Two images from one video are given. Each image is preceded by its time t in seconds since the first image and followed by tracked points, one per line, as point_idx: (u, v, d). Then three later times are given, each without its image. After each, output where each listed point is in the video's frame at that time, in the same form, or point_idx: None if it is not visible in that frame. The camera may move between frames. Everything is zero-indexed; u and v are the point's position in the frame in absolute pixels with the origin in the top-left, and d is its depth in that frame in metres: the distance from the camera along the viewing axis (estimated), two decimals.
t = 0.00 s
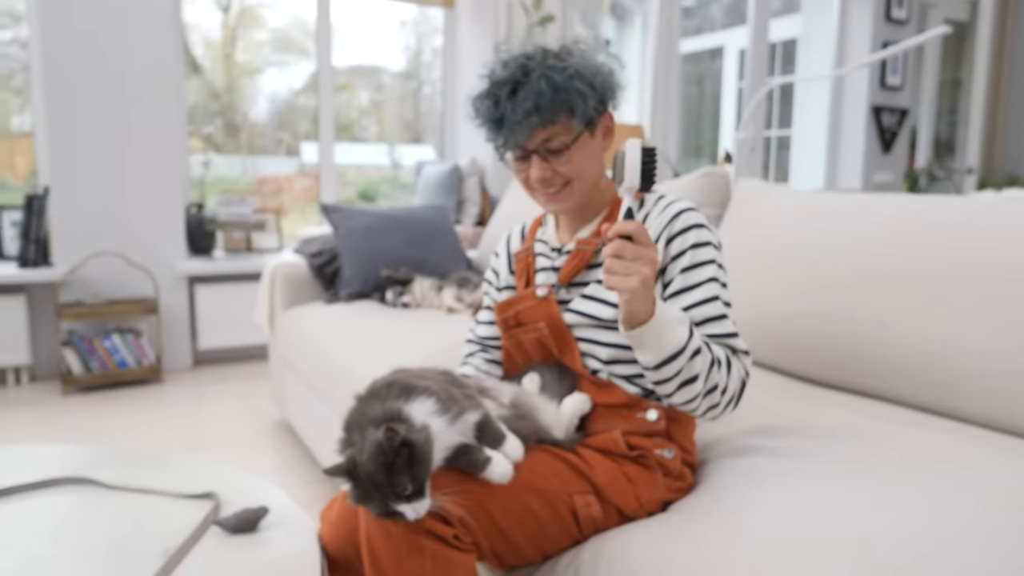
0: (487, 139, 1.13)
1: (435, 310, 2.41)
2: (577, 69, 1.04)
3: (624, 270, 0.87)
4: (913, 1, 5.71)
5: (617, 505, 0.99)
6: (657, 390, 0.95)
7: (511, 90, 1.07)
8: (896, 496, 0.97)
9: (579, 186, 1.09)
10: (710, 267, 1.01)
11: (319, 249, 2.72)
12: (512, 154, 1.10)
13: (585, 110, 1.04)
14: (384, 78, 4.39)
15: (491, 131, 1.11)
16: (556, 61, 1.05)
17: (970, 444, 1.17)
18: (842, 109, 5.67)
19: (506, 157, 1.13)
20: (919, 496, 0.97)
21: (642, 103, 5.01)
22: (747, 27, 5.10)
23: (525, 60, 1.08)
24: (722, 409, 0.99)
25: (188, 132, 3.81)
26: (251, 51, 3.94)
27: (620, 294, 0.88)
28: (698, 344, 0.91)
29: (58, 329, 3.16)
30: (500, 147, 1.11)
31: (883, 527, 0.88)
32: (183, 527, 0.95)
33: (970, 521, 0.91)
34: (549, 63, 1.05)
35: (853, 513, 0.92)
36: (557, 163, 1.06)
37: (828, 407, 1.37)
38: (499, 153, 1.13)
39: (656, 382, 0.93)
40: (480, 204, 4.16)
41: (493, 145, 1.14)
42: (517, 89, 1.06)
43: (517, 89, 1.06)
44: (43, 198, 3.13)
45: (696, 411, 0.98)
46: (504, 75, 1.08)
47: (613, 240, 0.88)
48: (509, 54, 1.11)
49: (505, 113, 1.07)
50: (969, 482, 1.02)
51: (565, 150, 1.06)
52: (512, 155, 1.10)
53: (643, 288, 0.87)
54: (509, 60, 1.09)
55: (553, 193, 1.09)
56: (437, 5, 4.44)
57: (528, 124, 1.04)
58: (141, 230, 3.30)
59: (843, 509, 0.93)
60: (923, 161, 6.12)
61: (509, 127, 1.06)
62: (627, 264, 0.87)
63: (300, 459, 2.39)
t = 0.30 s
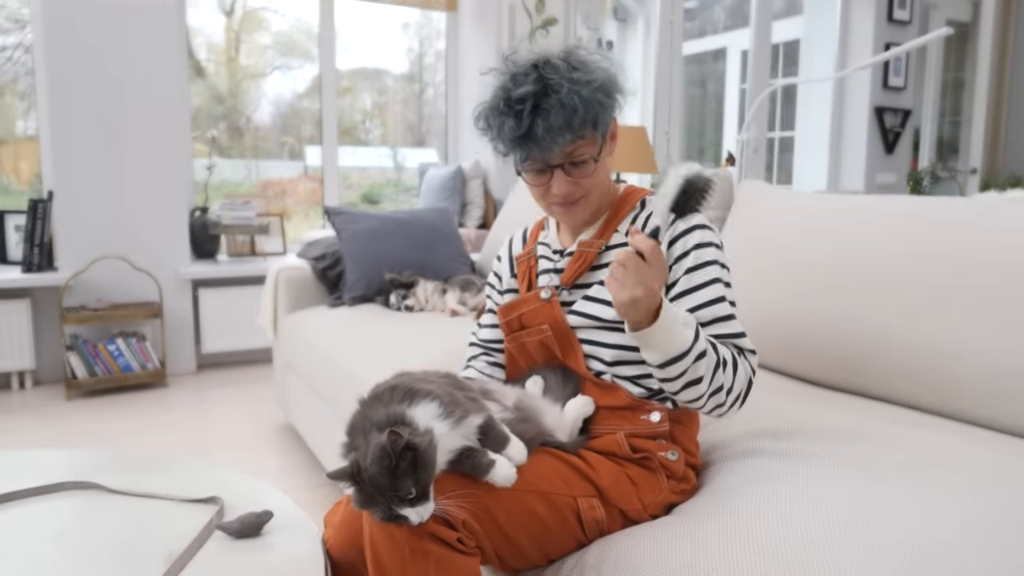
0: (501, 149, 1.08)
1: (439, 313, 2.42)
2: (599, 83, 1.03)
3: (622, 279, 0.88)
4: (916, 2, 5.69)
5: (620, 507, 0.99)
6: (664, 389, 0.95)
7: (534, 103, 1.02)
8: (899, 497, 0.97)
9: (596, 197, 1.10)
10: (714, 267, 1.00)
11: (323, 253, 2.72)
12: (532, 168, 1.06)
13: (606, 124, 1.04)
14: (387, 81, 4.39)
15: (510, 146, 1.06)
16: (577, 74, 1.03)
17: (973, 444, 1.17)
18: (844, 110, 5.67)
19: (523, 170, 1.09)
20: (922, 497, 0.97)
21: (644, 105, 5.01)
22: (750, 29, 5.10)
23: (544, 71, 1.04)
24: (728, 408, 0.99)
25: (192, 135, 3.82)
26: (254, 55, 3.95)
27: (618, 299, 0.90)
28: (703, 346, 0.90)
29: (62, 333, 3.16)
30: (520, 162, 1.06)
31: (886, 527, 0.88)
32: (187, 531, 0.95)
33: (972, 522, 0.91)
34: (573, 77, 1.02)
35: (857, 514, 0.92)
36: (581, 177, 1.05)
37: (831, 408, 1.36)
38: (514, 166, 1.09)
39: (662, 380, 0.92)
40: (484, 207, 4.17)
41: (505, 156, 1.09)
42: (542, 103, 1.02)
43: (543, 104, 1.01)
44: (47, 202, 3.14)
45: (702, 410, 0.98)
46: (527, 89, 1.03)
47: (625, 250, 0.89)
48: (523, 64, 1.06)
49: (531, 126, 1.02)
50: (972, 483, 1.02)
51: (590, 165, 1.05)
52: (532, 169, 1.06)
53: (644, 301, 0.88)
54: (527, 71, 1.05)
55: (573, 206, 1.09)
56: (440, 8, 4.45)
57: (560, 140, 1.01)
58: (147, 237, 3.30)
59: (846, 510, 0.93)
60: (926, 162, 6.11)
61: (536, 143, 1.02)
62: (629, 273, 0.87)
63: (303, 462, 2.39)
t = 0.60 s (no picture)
0: (501, 161, 1.08)
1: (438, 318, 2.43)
2: (597, 91, 1.02)
3: (637, 317, 0.86)
4: (914, 6, 5.70)
5: (620, 512, 0.99)
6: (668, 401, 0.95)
7: (534, 115, 1.01)
8: (899, 500, 0.97)
9: (598, 205, 1.11)
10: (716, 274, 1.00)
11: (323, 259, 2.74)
12: (533, 179, 1.06)
13: (605, 131, 1.04)
14: (386, 86, 4.39)
15: (510, 159, 1.04)
16: (575, 83, 1.02)
17: (973, 447, 1.17)
18: (843, 114, 5.68)
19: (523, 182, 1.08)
20: (922, 500, 0.97)
21: (643, 109, 5.01)
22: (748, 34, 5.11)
23: (542, 82, 1.02)
24: (729, 416, 1.00)
25: (191, 140, 3.82)
26: (253, 60, 3.95)
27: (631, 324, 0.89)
28: (710, 363, 0.90)
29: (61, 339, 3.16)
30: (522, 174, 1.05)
31: (886, 531, 0.88)
32: (186, 537, 0.95)
33: (972, 525, 0.91)
34: (571, 86, 1.01)
35: (857, 517, 0.92)
36: (583, 187, 1.06)
37: (831, 412, 1.36)
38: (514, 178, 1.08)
39: (668, 395, 0.93)
40: (483, 212, 4.15)
41: (506, 167, 1.08)
42: (543, 115, 1.01)
43: (544, 116, 1.00)
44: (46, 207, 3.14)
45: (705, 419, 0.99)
46: (526, 101, 1.01)
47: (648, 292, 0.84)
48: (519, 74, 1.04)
49: (533, 139, 1.01)
50: (972, 486, 1.02)
51: (591, 173, 1.06)
52: (535, 181, 1.06)
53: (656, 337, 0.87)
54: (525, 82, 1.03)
55: (577, 216, 1.09)
56: (439, 13, 4.46)
57: (563, 153, 1.00)
58: (148, 243, 3.30)
59: (846, 513, 0.93)
60: (925, 166, 6.11)
61: (539, 155, 1.01)
62: (642, 316, 0.85)
63: (303, 467, 2.38)
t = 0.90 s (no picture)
0: (502, 145, 1.09)
1: (439, 322, 2.43)
2: (601, 79, 1.05)
3: (634, 329, 0.86)
4: (913, 9, 5.72)
5: (621, 516, 0.99)
6: (665, 408, 0.96)
7: (538, 96, 1.04)
8: (900, 504, 0.97)
9: (598, 198, 1.09)
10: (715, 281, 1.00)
11: (323, 264, 2.74)
12: (532, 161, 1.07)
13: (608, 119, 1.05)
14: (386, 90, 4.40)
15: (511, 138, 1.06)
16: (580, 70, 1.05)
17: (973, 450, 1.17)
18: (842, 117, 5.69)
19: (524, 166, 1.09)
20: (923, 504, 0.97)
21: (643, 114, 5.02)
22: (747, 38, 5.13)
23: (548, 69, 1.06)
24: (725, 422, 1.00)
25: (191, 146, 3.82)
26: (253, 65, 3.96)
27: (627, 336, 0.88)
28: (707, 372, 0.91)
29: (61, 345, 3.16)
30: (521, 154, 1.07)
31: (887, 534, 0.89)
32: (188, 542, 0.95)
33: (972, 528, 0.91)
34: (575, 71, 1.04)
35: (858, 521, 0.92)
36: (582, 172, 1.06)
37: (831, 415, 1.36)
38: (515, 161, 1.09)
39: (665, 402, 0.93)
40: (483, 216, 4.16)
41: (508, 152, 1.10)
42: (545, 95, 1.04)
43: (546, 95, 1.03)
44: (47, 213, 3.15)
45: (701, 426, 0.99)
46: (530, 81, 1.05)
47: (647, 305, 0.83)
48: (526, 63, 1.09)
49: (534, 117, 1.03)
50: (973, 489, 1.02)
51: (591, 159, 1.06)
52: (535, 163, 1.07)
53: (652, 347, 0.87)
54: (531, 68, 1.07)
55: (575, 204, 1.08)
56: (439, 19, 4.47)
57: (562, 130, 1.02)
58: (149, 249, 3.31)
59: (846, 516, 0.94)
60: (925, 168, 6.12)
61: (539, 132, 1.03)
62: (639, 328, 0.85)
63: (303, 472, 2.39)
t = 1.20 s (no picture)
0: (501, 160, 1.09)
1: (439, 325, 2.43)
2: (598, 90, 1.04)
3: (634, 335, 0.86)
4: (912, 11, 5.72)
5: (621, 520, 0.99)
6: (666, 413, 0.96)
7: (534, 111, 1.03)
8: (900, 507, 0.97)
9: (598, 208, 1.10)
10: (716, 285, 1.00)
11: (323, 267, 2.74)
12: (531, 177, 1.07)
13: (606, 130, 1.05)
14: (386, 93, 4.40)
15: (510, 155, 1.06)
16: (576, 82, 1.03)
17: (973, 452, 1.17)
18: (842, 119, 5.70)
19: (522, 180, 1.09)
20: (923, 506, 0.97)
21: (643, 117, 5.03)
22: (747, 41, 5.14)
23: (543, 82, 1.05)
24: (726, 427, 1.00)
25: (192, 149, 3.83)
26: (253, 69, 3.97)
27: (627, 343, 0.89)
28: (708, 377, 0.91)
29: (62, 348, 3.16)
30: (520, 170, 1.06)
31: (887, 537, 0.88)
32: (188, 547, 0.95)
33: (972, 531, 0.91)
34: (571, 84, 1.03)
35: (857, 523, 0.92)
36: (582, 185, 1.06)
37: (832, 418, 1.36)
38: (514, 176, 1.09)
39: (665, 408, 0.93)
40: (483, 219, 4.16)
41: (506, 166, 1.10)
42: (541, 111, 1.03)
43: (542, 111, 1.02)
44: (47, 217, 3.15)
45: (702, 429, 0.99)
46: (526, 97, 1.03)
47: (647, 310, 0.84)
48: (522, 75, 1.07)
49: (530, 135, 1.03)
50: (973, 491, 1.02)
51: (590, 172, 1.06)
52: (533, 178, 1.07)
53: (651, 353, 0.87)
54: (525, 81, 1.05)
55: (575, 216, 1.09)
56: (439, 22, 4.48)
57: (560, 148, 1.01)
58: (149, 253, 3.31)
59: (847, 519, 0.93)
60: (924, 171, 6.11)
61: (537, 149, 1.02)
62: (639, 334, 0.85)
63: (304, 476, 2.38)
